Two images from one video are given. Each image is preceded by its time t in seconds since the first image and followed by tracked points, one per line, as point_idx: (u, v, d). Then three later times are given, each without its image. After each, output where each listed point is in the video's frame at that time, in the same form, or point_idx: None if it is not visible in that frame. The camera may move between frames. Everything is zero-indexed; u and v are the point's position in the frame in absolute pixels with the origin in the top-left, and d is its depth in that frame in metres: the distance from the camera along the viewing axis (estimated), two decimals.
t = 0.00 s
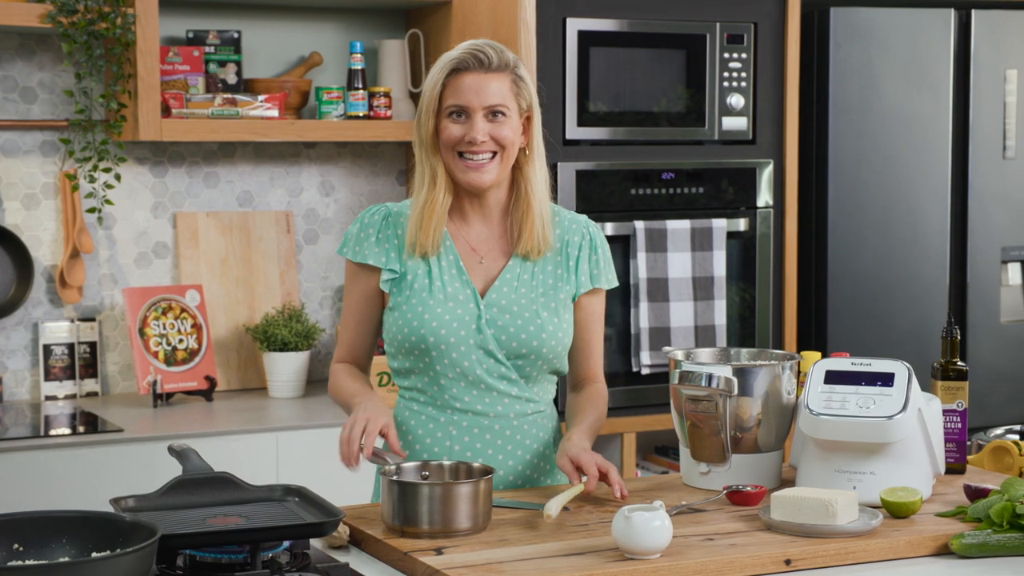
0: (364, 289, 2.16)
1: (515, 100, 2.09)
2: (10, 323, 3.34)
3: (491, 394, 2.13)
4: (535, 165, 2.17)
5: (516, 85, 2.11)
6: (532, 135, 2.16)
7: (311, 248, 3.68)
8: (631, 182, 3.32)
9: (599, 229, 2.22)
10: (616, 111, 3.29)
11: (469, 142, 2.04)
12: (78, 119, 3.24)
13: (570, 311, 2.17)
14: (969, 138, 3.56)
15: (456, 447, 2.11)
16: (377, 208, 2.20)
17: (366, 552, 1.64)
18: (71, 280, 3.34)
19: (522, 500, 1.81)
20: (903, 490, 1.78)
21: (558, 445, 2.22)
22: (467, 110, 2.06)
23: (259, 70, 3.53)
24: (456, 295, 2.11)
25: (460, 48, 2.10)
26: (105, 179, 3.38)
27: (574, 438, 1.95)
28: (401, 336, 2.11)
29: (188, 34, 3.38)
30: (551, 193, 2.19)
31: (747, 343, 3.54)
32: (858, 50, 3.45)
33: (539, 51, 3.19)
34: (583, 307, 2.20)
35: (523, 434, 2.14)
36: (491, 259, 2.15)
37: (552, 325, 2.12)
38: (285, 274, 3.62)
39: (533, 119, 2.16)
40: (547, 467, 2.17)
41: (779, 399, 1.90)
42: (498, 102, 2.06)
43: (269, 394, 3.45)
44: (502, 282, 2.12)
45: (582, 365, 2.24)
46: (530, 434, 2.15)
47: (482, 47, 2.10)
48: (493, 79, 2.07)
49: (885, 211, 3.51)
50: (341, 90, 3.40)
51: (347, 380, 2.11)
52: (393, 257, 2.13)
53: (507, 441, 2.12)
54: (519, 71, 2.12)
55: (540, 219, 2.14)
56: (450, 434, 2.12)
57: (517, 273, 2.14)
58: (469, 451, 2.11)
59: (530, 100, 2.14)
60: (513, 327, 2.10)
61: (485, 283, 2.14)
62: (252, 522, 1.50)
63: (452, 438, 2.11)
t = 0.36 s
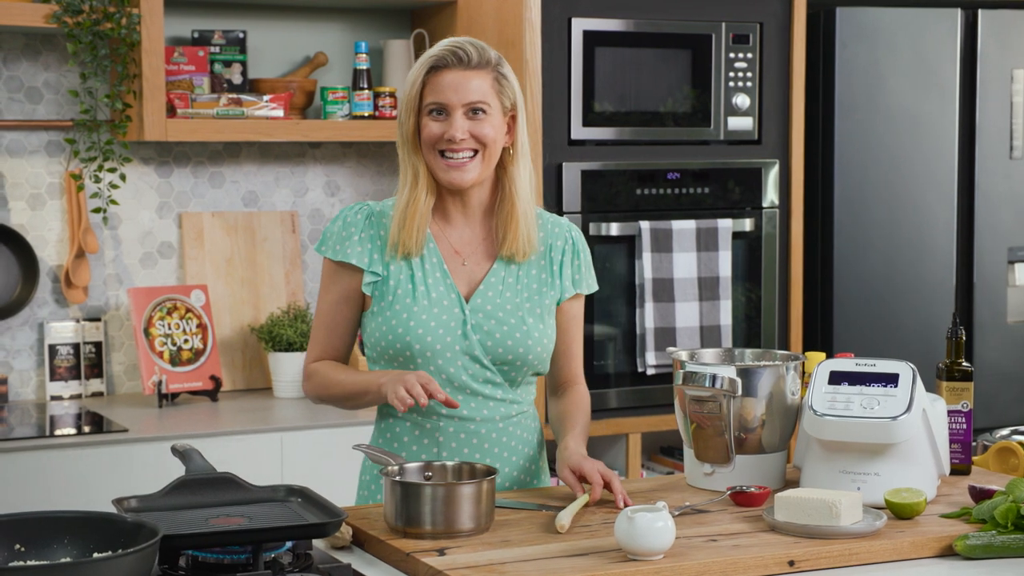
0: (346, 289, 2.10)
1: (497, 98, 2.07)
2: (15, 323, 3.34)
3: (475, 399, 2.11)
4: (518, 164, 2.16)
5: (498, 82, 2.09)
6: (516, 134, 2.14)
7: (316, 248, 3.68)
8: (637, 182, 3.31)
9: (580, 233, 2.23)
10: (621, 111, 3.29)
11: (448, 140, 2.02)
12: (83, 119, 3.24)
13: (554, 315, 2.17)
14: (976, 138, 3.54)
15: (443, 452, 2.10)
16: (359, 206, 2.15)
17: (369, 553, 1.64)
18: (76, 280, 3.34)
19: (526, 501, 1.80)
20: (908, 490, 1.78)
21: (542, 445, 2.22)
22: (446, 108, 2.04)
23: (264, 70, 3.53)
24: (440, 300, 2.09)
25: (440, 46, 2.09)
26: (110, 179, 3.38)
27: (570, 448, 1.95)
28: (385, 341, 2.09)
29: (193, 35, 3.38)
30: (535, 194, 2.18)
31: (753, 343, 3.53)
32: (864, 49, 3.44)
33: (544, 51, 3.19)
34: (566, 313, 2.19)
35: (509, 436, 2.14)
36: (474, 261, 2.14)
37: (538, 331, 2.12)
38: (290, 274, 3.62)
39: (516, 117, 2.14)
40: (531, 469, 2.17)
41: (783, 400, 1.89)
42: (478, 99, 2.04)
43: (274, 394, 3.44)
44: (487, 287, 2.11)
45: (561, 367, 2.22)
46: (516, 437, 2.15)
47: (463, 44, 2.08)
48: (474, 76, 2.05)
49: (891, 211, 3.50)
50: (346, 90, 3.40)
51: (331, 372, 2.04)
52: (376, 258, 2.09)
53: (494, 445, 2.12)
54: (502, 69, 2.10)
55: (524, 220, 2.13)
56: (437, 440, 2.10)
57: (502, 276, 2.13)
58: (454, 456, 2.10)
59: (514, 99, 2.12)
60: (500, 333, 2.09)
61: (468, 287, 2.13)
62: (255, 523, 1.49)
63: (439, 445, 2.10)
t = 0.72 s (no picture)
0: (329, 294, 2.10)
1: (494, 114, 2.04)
2: (19, 323, 3.34)
3: (457, 401, 2.10)
4: (506, 170, 2.12)
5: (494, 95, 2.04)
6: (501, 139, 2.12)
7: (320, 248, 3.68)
8: (641, 182, 3.31)
9: (562, 229, 2.20)
10: (626, 111, 3.28)
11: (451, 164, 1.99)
12: (87, 119, 3.24)
13: (535, 314, 2.15)
14: (981, 138, 3.53)
15: (427, 456, 2.10)
16: (337, 211, 2.14)
17: (369, 554, 1.63)
18: (80, 280, 3.34)
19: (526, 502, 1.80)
20: (910, 491, 1.77)
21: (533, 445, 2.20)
22: (448, 129, 1.99)
23: (268, 70, 3.53)
24: (417, 304, 2.08)
25: (442, 57, 2.00)
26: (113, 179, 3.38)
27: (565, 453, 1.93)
28: (364, 346, 2.08)
29: (197, 35, 3.38)
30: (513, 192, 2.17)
31: (758, 344, 3.52)
32: (868, 49, 3.43)
33: (547, 50, 3.18)
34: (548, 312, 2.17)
35: (494, 439, 2.12)
36: (456, 263, 2.12)
37: (517, 332, 2.10)
38: (293, 274, 3.62)
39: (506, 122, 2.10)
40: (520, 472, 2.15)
41: (785, 400, 1.89)
42: (481, 121, 2.00)
43: (277, 394, 3.44)
44: (465, 289, 2.10)
45: (553, 368, 2.19)
46: (501, 438, 2.13)
47: (467, 57, 2.00)
48: (477, 96, 2.00)
49: (895, 211, 3.49)
50: (350, 90, 3.39)
51: (318, 378, 2.04)
52: (354, 263, 2.09)
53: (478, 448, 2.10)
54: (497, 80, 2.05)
55: (506, 224, 2.12)
56: (420, 443, 2.10)
57: (481, 277, 2.11)
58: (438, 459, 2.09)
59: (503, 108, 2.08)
60: (477, 335, 2.08)
61: (447, 289, 2.11)
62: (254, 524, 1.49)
63: (422, 448, 2.09)
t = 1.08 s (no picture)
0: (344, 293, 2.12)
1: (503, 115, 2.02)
2: (23, 323, 3.34)
3: (472, 399, 2.10)
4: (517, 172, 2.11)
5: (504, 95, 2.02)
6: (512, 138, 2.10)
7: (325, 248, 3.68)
8: (646, 181, 3.30)
9: (579, 226, 2.18)
10: (632, 111, 3.28)
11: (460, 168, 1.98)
12: (92, 119, 3.24)
13: (550, 312, 2.13)
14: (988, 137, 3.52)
15: (441, 452, 2.09)
16: (353, 212, 2.14)
17: (369, 555, 1.63)
18: (84, 280, 3.34)
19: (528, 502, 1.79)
20: (913, 493, 1.76)
21: (549, 443, 2.18)
22: (456, 132, 1.98)
23: (273, 70, 3.53)
24: (432, 302, 2.08)
25: (448, 60, 1.99)
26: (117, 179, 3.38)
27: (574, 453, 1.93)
28: (379, 344, 2.08)
29: (202, 34, 3.38)
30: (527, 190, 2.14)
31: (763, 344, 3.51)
32: (875, 48, 3.42)
33: (552, 50, 3.18)
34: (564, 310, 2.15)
35: (507, 436, 2.12)
36: (470, 261, 2.12)
37: (530, 331, 2.08)
38: (298, 274, 3.62)
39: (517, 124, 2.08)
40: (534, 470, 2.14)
41: (788, 401, 1.88)
42: (490, 124, 1.98)
43: (282, 394, 3.44)
44: (479, 287, 2.09)
45: (571, 367, 2.16)
46: (515, 436, 2.12)
47: (473, 60, 1.99)
48: (486, 98, 1.98)
49: (902, 210, 3.48)
50: (355, 90, 3.39)
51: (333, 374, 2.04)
52: (369, 263, 2.09)
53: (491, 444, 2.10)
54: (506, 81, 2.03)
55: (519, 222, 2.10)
56: (434, 439, 2.09)
57: (495, 275, 2.10)
58: (451, 455, 2.09)
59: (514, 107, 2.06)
60: (490, 333, 2.07)
61: (462, 288, 2.11)
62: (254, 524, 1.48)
63: (434, 443, 2.09)
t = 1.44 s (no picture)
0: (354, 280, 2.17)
1: (486, 112, 2.00)
2: (27, 323, 3.34)
3: (484, 399, 2.10)
4: (524, 173, 2.06)
5: (490, 93, 2.01)
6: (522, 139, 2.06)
7: (329, 248, 3.67)
8: (651, 181, 3.29)
9: (613, 232, 2.13)
10: (638, 110, 3.27)
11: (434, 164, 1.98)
12: (94, 118, 3.24)
13: (575, 322, 2.10)
14: (994, 137, 3.50)
15: (444, 447, 2.10)
16: (390, 206, 2.22)
17: (368, 556, 1.62)
18: (88, 280, 3.34)
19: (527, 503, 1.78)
20: (913, 494, 1.75)
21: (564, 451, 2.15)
22: (433, 129, 2.00)
23: (276, 69, 3.53)
24: (454, 302, 2.09)
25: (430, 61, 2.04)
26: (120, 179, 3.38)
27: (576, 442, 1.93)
28: (402, 336, 2.10)
29: (205, 34, 3.38)
30: (552, 193, 2.10)
31: (768, 344, 3.50)
32: (881, 47, 3.40)
33: (555, 50, 3.17)
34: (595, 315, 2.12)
35: (515, 441, 2.10)
36: (494, 264, 2.11)
37: (545, 339, 2.06)
38: (302, 274, 3.61)
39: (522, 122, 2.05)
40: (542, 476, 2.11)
41: (789, 401, 1.87)
42: (462, 119, 1.98)
43: (285, 394, 3.43)
44: (501, 290, 2.08)
45: (602, 372, 2.13)
46: (523, 442, 2.10)
47: (452, 59, 2.01)
48: (458, 94, 1.99)
49: (909, 210, 3.46)
50: (358, 89, 3.39)
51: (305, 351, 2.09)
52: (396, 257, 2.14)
53: (497, 446, 2.08)
54: (494, 78, 2.02)
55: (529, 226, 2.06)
56: (441, 432, 2.10)
57: (519, 279, 2.09)
58: (453, 452, 2.09)
59: (513, 106, 2.03)
60: (505, 337, 2.05)
61: (485, 291, 2.11)
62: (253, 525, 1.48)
63: (439, 437, 2.10)
